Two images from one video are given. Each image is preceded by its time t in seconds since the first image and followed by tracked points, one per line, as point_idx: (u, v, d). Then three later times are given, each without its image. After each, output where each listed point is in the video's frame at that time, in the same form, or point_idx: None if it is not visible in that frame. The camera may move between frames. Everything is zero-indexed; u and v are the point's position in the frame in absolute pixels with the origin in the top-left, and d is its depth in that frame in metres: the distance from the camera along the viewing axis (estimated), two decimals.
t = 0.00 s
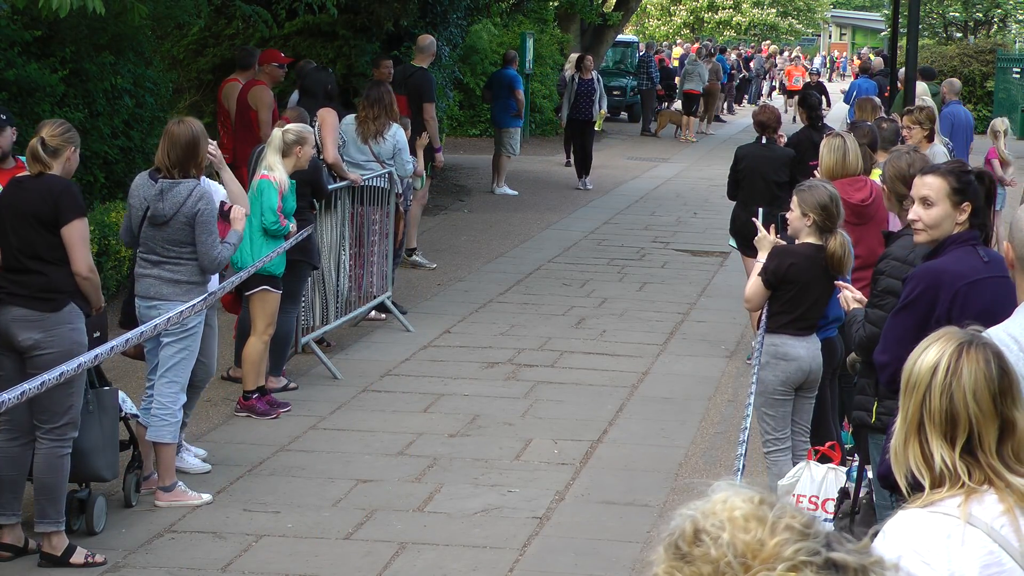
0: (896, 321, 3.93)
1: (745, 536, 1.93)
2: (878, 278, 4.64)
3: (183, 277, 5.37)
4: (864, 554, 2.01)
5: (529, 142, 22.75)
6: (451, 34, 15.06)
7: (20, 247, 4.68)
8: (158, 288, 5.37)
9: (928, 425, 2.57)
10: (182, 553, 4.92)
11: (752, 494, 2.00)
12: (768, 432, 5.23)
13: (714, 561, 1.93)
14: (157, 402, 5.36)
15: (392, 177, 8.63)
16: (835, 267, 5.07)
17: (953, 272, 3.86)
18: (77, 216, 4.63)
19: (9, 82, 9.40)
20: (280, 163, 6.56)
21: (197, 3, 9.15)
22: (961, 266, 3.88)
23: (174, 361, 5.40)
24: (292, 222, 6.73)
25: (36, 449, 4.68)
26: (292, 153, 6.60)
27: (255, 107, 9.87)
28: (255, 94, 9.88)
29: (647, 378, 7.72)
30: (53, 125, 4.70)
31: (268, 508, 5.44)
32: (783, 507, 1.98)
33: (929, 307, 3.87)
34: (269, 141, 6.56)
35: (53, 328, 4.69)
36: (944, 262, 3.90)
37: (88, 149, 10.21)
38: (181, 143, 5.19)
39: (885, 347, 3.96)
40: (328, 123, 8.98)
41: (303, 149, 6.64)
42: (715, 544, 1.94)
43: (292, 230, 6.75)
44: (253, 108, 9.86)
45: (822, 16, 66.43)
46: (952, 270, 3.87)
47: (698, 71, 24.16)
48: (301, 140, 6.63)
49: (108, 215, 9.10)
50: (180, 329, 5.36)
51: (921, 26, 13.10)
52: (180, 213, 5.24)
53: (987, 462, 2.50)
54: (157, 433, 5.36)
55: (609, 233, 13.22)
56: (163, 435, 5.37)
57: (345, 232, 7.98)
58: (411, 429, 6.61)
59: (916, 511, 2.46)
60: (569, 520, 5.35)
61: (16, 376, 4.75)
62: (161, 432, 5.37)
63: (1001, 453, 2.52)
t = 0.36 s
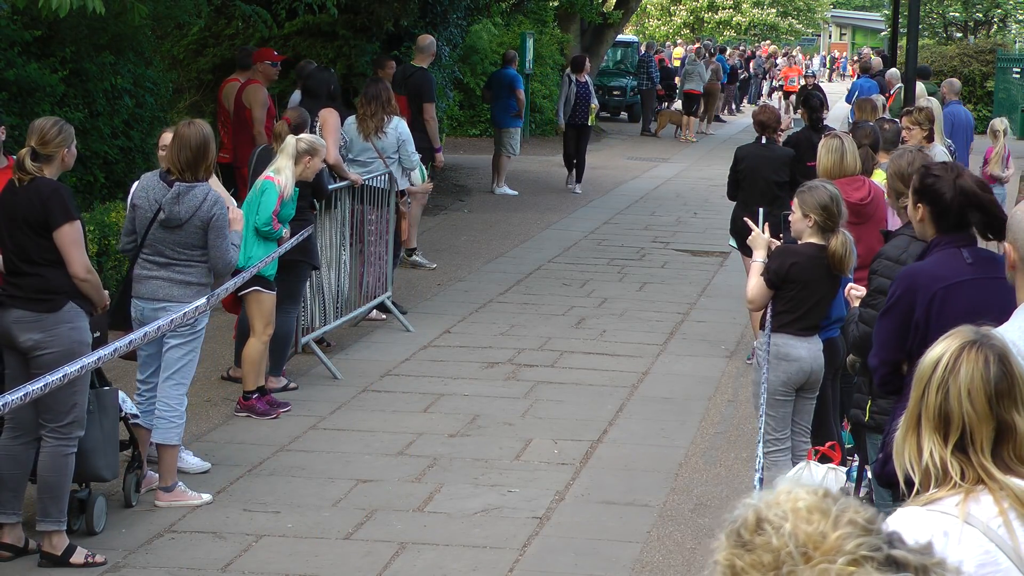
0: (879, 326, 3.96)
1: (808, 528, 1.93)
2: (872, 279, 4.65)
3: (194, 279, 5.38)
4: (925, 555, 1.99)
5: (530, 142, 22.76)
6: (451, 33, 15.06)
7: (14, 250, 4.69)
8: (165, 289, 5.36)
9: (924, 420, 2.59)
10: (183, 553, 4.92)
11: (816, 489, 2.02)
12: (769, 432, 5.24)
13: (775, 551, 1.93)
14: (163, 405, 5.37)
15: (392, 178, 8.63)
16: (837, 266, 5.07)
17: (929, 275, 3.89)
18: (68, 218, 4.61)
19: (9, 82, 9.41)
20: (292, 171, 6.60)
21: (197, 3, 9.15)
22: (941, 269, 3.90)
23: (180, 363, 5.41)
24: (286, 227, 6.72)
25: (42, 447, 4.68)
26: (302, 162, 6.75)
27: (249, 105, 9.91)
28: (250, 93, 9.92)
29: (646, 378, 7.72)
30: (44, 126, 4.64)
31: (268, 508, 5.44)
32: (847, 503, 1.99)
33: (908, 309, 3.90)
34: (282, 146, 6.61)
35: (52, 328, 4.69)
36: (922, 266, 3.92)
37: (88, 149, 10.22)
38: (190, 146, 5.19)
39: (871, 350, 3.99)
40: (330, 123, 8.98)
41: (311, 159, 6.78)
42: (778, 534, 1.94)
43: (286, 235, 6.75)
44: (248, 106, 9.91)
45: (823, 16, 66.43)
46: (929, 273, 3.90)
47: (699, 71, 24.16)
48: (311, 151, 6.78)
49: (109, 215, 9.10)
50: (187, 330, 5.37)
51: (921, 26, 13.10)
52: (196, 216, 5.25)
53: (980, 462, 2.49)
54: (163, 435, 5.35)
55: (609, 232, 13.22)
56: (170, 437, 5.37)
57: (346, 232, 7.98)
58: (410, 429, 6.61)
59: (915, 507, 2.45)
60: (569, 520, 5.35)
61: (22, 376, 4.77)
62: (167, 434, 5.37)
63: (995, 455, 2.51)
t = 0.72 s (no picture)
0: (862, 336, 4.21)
1: (865, 520, 1.96)
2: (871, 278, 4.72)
3: (191, 278, 5.38)
4: (982, 555, 2.02)
5: (530, 142, 22.75)
6: (451, 33, 15.05)
7: (26, 252, 4.69)
8: (162, 288, 5.35)
9: (932, 420, 2.57)
10: (183, 553, 4.92)
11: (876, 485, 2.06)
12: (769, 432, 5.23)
13: (830, 540, 1.95)
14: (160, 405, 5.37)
15: (392, 178, 8.64)
16: (835, 264, 5.06)
17: (896, 283, 4.15)
18: (82, 224, 4.64)
19: (9, 82, 9.41)
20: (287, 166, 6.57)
21: (197, 3, 9.14)
22: (906, 275, 4.15)
23: (177, 363, 5.42)
24: (286, 224, 6.71)
25: (46, 445, 4.69)
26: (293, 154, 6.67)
27: (247, 105, 9.93)
28: (248, 93, 9.94)
29: (646, 378, 7.72)
30: (50, 127, 4.63)
31: (268, 508, 5.44)
32: (905, 497, 2.03)
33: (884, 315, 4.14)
34: (273, 141, 6.56)
35: (68, 328, 4.70)
36: (888, 276, 4.19)
37: (88, 149, 10.22)
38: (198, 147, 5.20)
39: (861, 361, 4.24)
40: (331, 124, 8.94)
41: (302, 149, 6.70)
42: (835, 524, 1.96)
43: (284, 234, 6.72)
44: (248, 106, 9.91)
45: (823, 16, 66.42)
46: (896, 281, 4.15)
47: (698, 71, 24.17)
48: (300, 141, 6.69)
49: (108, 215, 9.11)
50: (183, 330, 5.37)
51: (920, 26, 13.10)
52: (195, 217, 5.26)
53: (983, 462, 2.49)
54: (160, 436, 5.35)
55: (609, 232, 13.22)
56: (167, 437, 5.37)
57: (346, 232, 7.99)
58: (410, 429, 6.61)
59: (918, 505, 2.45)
60: (570, 520, 5.34)
61: (32, 375, 4.76)
62: (164, 435, 5.36)
63: (1001, 455, 2.51)
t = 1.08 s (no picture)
0: (856, 337, 4.23)
1: (888, 517, 1.95)
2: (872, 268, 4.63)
3: (197, 277, 5.41)
4: (1007, 556, 1.99)
5: (530, 142, 22.75)
6: (451, 33, 15.04)
7: (37, 252, 4.69)
8: (170, 288, 5.35)
9: (932, 420, 2.57)
10: (183, 553, 4.92)
11: (900, 483, 2.05)
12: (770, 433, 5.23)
13: (854, 538, 1.95)
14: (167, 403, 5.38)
15: (392, 178, 8.64)
16: (825, 263, 5.06)
17: (890, 285, 4.15)
18: (96, 225, 4.66)
19: (9, 82, 9.41)
20: (275, 164, 6.54)
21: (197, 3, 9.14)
22: (901, 277, 4.14)
23: (184, 361, 5.41)
24: (287, 223, 6.73)
25: (49, 444, 4.69)
26: (283, 151, 6.60)
27: (252, 105, 9.95)
28: (251, 93, 9.96)
29: (646, 378, 7.72)
30: (59, 127, 4.63)
31: (268, 509, 5.44)
32: (928, 497, 2.02)
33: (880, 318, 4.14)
34: (259, 141, 6.53)
35: (79, 328, 4.72)
36: (882, 278, 4.18)
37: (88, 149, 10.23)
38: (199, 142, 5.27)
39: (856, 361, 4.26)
40: (332, 125, 8.91)
41: (293, 145, 6.62)
42: (858, 522, 1.96)
43: (287, 228, 6.73)
44: (252, 107, 9.93)
45: (823, 15, 66.45)
46: (890, 283, 4.15)
47: (698, 71, 24.18)
48: (290, 137, 6.61)
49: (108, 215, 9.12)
50: (191, 329, 5.38)
51: (921, 26, 13.10)
52: (206, 218, 5.30)
53: (984, 461, 2.49)
54: (169, 434, 5.36)
55: (609, 232, 13.23)
56: (176, 436, 5.38)
57: (346, 232, 7.98)
58: (410, 429, 6.61)
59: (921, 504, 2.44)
60: (570, 520, 5.34)
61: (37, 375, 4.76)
62: (174, 433, 5.37)
63: (1002, 454, 2.51)
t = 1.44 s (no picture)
0: (861, 328, 4.23)
1: (884, 519, 1.96)
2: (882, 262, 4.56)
3: (197, 276, 5.41)
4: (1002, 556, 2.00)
5: (530, 142, 22.76)
6: (451, 33, 15.03)
7: (38, 254, 4.69)
8: (169, 288, 5.35)
9: (931, 420, 2.56)
10: (182, 554, 4.92)
11: (895, 483, 2.05)
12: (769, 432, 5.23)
13: (849, 540, 1.95)
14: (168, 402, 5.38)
15: (392, 178, 8.64)
16: (823, 263, 5.07)
17: (899, 281, 4.13)
18: (97, 228, 4.66)
19: (9, 82, 9.40)
20: (288, 170, 6.54)
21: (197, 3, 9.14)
22: (910, 275, 4.12)
23: (186, 361, 5.41)
24: (286, 224, 6.72)
25: (48, 446, 4.68)
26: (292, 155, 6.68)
27: (258, 106, 9.88)
28: (257, 94, 9.91)
29: (646, 378, 7.72)
30: (59, 130, 4.64)
31: (268, 509, 5.44)
32: (923, 498, 2.02)
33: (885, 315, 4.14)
34: (275, 143, 6.54)
35: (80, 329, 4.72)
36: (891, 274, 4.17)
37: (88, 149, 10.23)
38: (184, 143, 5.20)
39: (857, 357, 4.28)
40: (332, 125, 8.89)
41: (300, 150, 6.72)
42: (853, 524, 1.96)
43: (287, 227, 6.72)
44: (257, 108, 9.87)
45: (822, 15, 66.46)
46: (898, 279, 4.14)
47: (698, 71, 24.17)
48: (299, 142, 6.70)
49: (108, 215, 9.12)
50: (191, 328, 5.38)
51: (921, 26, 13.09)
52: (200, 214, 5.28)
53: (982, 461, 2.48)
54: (171, 433, 5.36)
55: (609, 232, 13.23)
56: (176, 436, 5.37)
57: (345, 232, 7.98)
58: (410, 429, 6.60)
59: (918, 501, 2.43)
60: (569, 520, 5.34)
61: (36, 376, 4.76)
62: (176, 432, 5.38)
63: (1001, 454, 2.51)
